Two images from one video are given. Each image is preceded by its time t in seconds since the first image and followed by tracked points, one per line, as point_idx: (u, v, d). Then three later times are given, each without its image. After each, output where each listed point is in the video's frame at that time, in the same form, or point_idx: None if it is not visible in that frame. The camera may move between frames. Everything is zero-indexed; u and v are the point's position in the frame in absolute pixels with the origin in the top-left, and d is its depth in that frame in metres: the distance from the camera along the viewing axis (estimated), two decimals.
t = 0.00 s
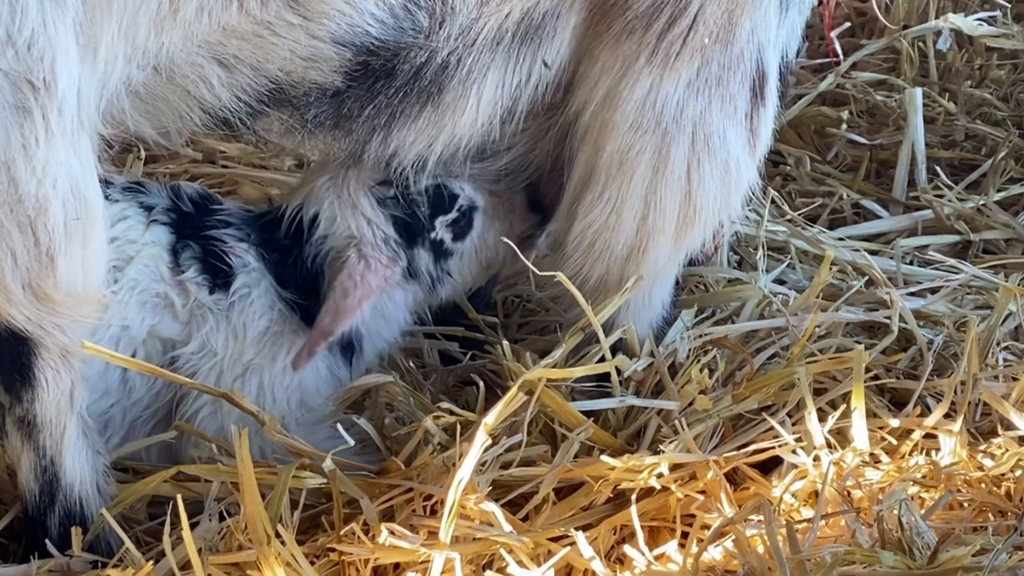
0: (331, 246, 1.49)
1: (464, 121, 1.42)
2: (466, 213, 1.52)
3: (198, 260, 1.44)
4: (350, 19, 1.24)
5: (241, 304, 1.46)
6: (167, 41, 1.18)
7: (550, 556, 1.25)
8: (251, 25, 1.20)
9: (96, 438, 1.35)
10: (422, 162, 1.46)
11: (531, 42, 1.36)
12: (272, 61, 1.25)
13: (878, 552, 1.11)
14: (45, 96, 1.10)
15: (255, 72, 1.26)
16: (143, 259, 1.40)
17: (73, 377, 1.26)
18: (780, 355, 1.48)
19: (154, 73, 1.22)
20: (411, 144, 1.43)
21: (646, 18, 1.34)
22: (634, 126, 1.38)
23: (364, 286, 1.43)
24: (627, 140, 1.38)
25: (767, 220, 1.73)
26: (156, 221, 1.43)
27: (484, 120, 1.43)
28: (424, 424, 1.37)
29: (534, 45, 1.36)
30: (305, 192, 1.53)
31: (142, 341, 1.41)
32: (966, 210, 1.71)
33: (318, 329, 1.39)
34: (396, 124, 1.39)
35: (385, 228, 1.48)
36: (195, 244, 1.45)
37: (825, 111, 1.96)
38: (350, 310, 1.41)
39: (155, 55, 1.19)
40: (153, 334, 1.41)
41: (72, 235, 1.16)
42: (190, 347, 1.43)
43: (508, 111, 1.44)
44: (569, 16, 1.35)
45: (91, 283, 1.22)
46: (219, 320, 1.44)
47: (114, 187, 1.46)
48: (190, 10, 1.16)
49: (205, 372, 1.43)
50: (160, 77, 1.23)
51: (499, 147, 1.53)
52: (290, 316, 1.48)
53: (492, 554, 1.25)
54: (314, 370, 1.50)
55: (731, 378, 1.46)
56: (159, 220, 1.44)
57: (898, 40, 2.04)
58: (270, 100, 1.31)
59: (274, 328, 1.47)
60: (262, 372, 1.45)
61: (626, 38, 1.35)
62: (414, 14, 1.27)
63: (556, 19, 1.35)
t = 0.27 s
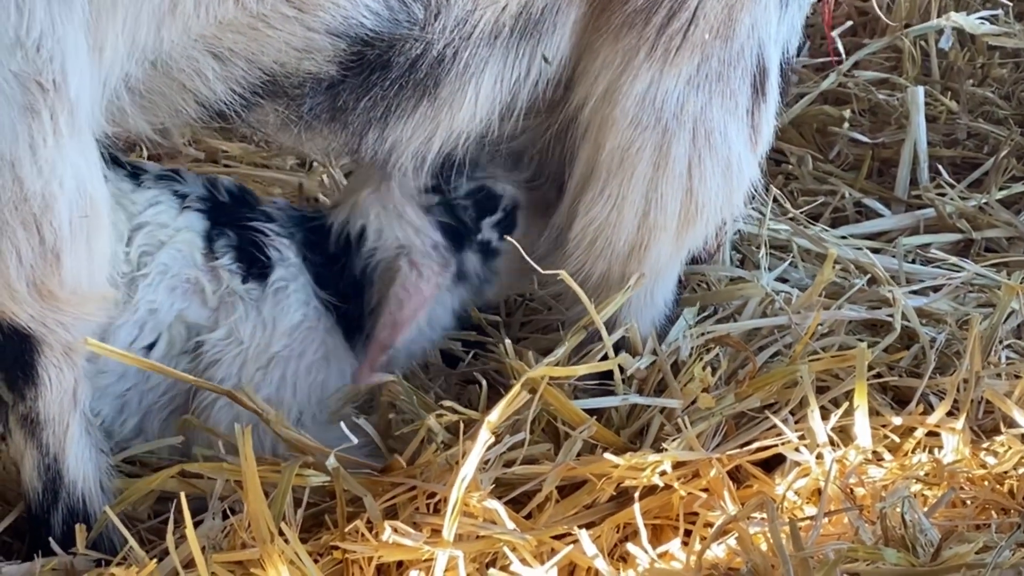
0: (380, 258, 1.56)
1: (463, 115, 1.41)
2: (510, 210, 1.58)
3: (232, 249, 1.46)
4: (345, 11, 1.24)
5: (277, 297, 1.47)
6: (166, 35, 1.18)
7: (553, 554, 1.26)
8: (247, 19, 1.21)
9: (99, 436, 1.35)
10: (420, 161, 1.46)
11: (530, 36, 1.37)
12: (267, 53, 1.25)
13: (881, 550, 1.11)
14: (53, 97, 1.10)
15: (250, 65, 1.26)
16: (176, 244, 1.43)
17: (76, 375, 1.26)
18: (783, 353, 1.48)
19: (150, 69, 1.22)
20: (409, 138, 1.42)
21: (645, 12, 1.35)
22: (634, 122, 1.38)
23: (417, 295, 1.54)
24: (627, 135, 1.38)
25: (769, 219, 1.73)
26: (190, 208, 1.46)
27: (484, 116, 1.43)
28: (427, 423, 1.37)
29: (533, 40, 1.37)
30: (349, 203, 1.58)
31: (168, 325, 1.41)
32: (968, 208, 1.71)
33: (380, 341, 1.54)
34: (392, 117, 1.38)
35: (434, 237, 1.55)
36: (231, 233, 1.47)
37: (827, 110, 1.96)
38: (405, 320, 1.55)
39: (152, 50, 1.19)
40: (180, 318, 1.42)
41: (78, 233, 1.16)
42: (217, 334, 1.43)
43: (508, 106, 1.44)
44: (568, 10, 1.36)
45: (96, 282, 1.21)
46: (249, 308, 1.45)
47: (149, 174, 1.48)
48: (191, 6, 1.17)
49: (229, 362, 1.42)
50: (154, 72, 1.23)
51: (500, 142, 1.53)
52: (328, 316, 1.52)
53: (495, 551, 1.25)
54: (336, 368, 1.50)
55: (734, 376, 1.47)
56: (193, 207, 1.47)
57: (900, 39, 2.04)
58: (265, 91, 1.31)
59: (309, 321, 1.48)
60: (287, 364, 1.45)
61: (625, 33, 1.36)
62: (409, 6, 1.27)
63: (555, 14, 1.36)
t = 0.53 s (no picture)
0: (424, 258, 1.59)
1: (470, 112, 1.41)
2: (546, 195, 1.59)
3: (266, 249, 1.49)
4: (352, 6, 1.25)
5: (313, 300, 1.50)
6: (171, 32, 1.19)
7: (554, 555, 1.26)
8: (253, 14, 1.21)
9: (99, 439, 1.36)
10: (427, 157, 1.47)
11: (538, 34, 1.36)
12: (274, 48, 1.26)
13: (882, 551, 1.11)
14: (52, 95, 1.10)
15: (255, 58, 1.27)
16: (205, 245, 1.45)
17: (76, 378, 1.27)
18: (784, 355, 1.48)
19: (155, 65, 1.23)
20: (412, 134, 1.42)
21: (651, 10, 1.35)
22: (640, 121, 1.38)
23: (470, 285, 1.57)
24: (633, 134, 1.39)
25: (770, 220, 1.73)
26: (221, 208, 1.49)
27: (490, 114, 1.43)
28: (428, 425, 1.38)
29: (541, 38, 1.36)
30: (387, 205, 1.58)
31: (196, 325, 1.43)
32: (969, 209, 1.71)
33: (442, 334, 1.57)
34: (398, 114, 1.39)
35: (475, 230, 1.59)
36: (265, 233, 1.50)
37: (827, 111, 1.96)
38: (465, 311, 1.57)
39: (158, 47, 1.21)
40: (210, 317, 1.44)
41: (78, 235, 1.16)
42: (247, 333, 1.45)
43: (514, 105, 1.44)
44: (577, 9, 1.36)
45: (95, 285, 1.22)
46: (281, 309, 1.47)
47: (179, 176, 1.51)
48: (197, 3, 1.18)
49: (257, 360, 1.44)
50: (159, 68, 1.24)
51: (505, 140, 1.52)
52: (364, 321, 1.54)
53: (496, 553, 1.25)
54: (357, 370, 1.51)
55: (736, 377, 1.47)
56: (223, 207, 1.50)
57: (900, 40, 2.04)
58: (274, 83, 1.32)
59: (344, 326, 1.51)
60: (315, 367, 1.47)
61: (631, 32, 1.36)
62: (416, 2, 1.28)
63: (564, 13, 1.35)
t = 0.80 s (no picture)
0: (408, 270, 1.57)
1: (465, 112, 1.40)
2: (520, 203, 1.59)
3: (253, 259, 1.48)
4: None
5: (296, 309, 1.49)
6: (169, 29, 1.20)
7: (556, 555, 1.26)
8: (252, 8, 1.22)
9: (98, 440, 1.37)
10: (420, 156, 1.45)
11: (536, 34, 1.35)
12: (272, 41, 1.26)
13: (885, 550, 1.11)
14: (45, 96, 1.12)
15: (253, 52, 1.26)
16: (195, 258, 1.44)
17: (73, 379, 1.27)
18: (786, 354, 1.48)
19: (151, 61, 1.23)
20: (410, 136, 1.41)
21: (652, 12, 1.34)
22: (640, 122, 1.38)
23: (463, 293, 1.53)
24: (633, 136, 1.39)
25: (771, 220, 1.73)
26: (209, 218, 1.48)
27: (487, 113, 1.41)
28: (430, 425, 1.38)
29: (538, 38, 1.36)
30: (366, 216, 1.56)
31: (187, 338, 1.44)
32: (970, 209, 1.71)
33: (444, 345, 1.52)
34: (393, 111, 1.37)
35: (459, 241, 1.55)
36: (253, 242, 1.49)
37: (829, 111, 1.96)
38: (461, 319, 1.53)
39: (154, 44, 1.21)
40: (200, 330, 1.44)
41: (72, 236, 1.18)
42: (236, 345, 1.46)
43: (511, 104, 1.43)
44: (575, 10, 1.35)
45: (90, 286, 1.23)
46: (269, 321, 1.47)
47: (172, 187, 1.50)
48: None
49: (247, 371, 1.45)
50: (155, 64, 1.24)
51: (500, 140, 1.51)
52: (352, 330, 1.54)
53: (498, 553, 1.25)
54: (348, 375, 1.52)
55: (738, 377, 1.47)
56: (211, 216, 1.48)
57: (902, 40, 2.04)
58: (273, 78, 1.31)
59: (330, 335, 1.51)
60: (307, 375, 1.48)
61: (633, 33, 1.35)
62: None
63: (562, 14, 1.34)
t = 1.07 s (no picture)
0: (373, 268, 1.53)
1: (455, 113, 1.41)
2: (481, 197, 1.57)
3: (224, 272, 1.45)
4: None
5: (270, 320, 1.47)
6: (156, 28, 1.21)
7: (559, 557, 1.26)
8: (239, 5, 1.23)
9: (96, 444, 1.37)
10: (406, 158, 1.47)
11: (527, 37, 1.37)
12: (260, 37, 1.27)
13: (888, 552, 1.11)
14: (34, 97, 1.12)
15: (242, 48, 1.27)
16: (166, 273, 1.42)
17: (68, 382, 1.27)
18: (788, 356, 1.47)
19: (140, 59, 1.24)
20: (397, 135, 1.43)
21: (648, 16, 1.34)
22: (637, 128, 1.38)
23: (430, 286, 1.49)
24: (630, 141, 1.38)
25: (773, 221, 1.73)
26: (180, 232, 1.45)
27: (478, 115, 1.43)
28: (432, 427, 1.37)
29: (531, 42, 1.37)
30: (327, 216, 1.54)
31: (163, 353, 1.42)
32: (972, 210, 1.71)
33: (417, 335, 1.49)
34: (381, 110, 1.39)
35: (421, 236, 1.52)
36: (223, 256, 1.46)
37: (831, 112, 1.95)
38: (432, 312, 1.49)
39: (141, 41, 1.22)
40: (176, 345, 1.42)
41: (63, 239, 1.19)
42: (214, 360, 1.44)
43: (503, 107, 1.45)
44: (568, 15, 1.36)
45: (82, 288, 1.24)
46: (244, 334, 1.45)
47: (145, 198, 1.46)
48: None
49: (229, 385, 1.45)
50: (144, 62, 1.25)
51: (491, 141, 1.53)
52: (326, 332, 1.52)
53: (501, 555, 1.25)
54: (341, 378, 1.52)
55: (740, 379, 1.46)
56: (183, 229, 1.45)
57: (904, 41, 2.04)
58: (261, 76, 1.32)
59: (305, 344, 1.49)
60: (288, 385, 1.47)
61: (629, 38, 1.35)
62: None
63: (555, 18, 1.35)
